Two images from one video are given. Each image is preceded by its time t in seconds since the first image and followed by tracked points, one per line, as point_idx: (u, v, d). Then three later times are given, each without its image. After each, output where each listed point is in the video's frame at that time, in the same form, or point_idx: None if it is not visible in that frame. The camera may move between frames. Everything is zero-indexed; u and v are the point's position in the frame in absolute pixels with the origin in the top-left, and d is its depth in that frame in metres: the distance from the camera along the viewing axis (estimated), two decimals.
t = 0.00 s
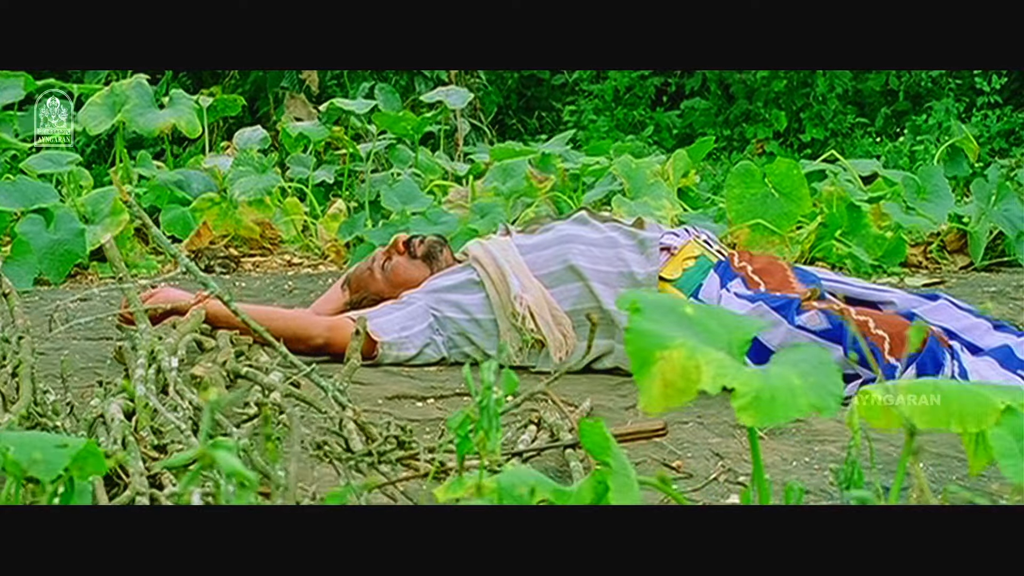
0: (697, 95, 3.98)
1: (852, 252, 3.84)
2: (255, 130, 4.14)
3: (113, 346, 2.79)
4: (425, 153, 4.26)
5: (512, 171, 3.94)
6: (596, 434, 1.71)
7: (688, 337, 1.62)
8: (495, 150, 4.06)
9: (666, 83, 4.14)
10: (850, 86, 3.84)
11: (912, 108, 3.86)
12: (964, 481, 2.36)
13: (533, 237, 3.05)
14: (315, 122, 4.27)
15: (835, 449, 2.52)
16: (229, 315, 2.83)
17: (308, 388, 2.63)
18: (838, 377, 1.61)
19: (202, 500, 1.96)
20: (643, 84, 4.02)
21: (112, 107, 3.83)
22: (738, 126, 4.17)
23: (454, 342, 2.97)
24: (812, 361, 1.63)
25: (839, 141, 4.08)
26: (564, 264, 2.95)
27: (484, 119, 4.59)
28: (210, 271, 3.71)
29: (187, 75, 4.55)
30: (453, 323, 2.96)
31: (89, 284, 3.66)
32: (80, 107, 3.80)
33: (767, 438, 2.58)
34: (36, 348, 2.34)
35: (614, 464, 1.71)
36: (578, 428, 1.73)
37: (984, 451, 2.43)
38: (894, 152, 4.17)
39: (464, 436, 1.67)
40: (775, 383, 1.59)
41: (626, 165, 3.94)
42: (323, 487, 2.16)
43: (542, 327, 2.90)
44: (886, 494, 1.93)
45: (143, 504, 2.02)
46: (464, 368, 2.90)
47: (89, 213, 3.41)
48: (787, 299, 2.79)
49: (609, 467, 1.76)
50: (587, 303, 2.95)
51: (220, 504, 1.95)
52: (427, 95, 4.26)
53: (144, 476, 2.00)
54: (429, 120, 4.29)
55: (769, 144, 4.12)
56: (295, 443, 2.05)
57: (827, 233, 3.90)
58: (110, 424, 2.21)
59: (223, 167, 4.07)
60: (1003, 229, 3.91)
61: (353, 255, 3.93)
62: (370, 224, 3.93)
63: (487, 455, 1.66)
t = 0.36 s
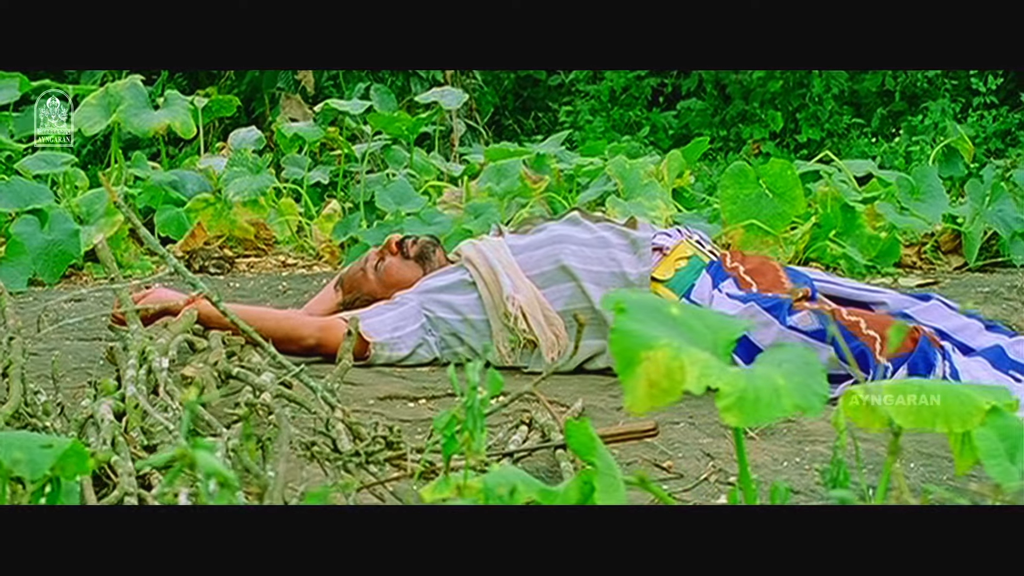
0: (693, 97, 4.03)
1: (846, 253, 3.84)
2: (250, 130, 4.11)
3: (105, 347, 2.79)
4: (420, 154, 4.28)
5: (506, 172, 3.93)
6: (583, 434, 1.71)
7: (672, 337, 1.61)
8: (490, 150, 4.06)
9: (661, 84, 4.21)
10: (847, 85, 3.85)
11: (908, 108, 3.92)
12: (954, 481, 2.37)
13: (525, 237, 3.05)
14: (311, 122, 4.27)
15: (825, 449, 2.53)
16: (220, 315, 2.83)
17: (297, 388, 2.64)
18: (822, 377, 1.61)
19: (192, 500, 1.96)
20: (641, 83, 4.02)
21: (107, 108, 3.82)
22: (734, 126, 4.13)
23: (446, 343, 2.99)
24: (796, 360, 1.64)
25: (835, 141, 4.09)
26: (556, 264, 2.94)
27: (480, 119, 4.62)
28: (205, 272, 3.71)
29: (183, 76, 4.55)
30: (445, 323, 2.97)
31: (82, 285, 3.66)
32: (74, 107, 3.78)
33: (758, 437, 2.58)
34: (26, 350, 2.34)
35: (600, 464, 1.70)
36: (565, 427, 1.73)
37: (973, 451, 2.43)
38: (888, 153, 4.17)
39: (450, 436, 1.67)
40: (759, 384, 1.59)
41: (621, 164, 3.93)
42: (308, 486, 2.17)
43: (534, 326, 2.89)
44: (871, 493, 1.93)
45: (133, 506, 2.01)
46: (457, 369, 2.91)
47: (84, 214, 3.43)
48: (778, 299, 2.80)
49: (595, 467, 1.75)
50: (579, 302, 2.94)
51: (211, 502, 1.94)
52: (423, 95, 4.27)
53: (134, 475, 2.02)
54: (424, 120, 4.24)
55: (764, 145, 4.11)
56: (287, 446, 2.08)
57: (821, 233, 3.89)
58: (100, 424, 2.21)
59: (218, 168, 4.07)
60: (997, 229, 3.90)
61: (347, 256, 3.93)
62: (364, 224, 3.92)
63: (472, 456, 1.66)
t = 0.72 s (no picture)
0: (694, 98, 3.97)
1: (845, 254, 3.83)
2: (250, 133, 4.18)
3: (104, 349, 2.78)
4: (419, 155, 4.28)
5: (504, 173, 3.94)
6: (579, 436, 1.72)
7: (668, 338, 1.62)
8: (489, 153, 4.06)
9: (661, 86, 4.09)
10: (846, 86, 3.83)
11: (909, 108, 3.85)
12: (951, 483, 2.37)
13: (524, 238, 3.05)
14: (310, 125, 4.27)
15: (824, 451, 2.52)
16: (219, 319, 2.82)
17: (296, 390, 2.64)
18: (816, 379, 1.62)
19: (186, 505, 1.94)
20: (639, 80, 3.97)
21: (106, 109, 3.81)
22: (735, 127, 4.10)
23: (445, 345, 2.99)
24: (793, 362, 1.64)
25: (835, 144, 4.08)
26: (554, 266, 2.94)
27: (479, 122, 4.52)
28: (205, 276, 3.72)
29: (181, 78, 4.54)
30: (443, 326, 2.97)
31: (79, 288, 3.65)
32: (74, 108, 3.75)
33: (757, 439, 2.58)
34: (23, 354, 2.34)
35: (597, 465, 1.71)
36: (561, 429, 1.74)
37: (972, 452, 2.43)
38: (889, 155, 4.16)
39: (447, 438, 1.67)
40: (754, 386, 1.59)
41: (620, 166, 3.92)
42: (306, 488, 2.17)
43: (533, 328, 2.90)
44: (866, 496, 1.93)
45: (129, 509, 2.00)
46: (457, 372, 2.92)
47: (82, 215, 3.46)
48: (777, 302, 2.80)
49: (591, 468, 1.76)
50: (577, 304, 2.95)
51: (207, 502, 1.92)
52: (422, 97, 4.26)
53: (130, 477, 2.02)
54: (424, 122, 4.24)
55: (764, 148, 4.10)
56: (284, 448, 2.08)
57: (820, 236, 3.89)
58: (97, 427, 2.20)
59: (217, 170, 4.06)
60: (996, 231, 3.90)
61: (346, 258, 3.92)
62: (362, 226, 3.97)
63: (469, 459, 1.66)
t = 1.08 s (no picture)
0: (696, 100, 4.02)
1: (848, 256, 3.84)
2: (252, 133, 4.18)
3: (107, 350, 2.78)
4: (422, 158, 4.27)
5: (508, 175, 3.97)
6: (582, 437, 1.72)
7: (670, 340, 1.61)
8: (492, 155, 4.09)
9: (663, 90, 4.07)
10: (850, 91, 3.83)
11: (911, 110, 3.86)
12: (954, 485, 2.37)
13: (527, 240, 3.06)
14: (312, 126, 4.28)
15: (827, 453, 2.53)
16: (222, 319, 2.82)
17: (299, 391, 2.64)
18: (819, 381, 1.61)
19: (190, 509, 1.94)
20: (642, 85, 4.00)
21: (109, 111, 3.81)
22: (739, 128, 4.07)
23: (448, 346, 2.99)
24: (796, 364, 1.63)
25: (838, 146, 4.09)
26: (557, 267, 2.94)
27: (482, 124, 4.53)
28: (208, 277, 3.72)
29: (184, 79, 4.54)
30: (446, 327, 2.98)
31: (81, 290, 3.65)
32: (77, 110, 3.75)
33: (760, 441, 2.58)
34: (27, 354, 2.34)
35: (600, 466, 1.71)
36: (564, 431, 1.74)
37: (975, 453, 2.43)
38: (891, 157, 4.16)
39: (450, 440, 1.67)
40: (756, 387, 1.59)
41: (622, 168, 3.91)
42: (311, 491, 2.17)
43: (536, 330, 2.90)
44: (868, 497, 1.94)
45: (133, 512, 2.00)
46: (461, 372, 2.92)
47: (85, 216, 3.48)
48: (780, 304, 2.81)
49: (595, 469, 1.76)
50: (580, 306, 2.94)
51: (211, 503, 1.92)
52: (425, 99, 4.26)
53: (133, 479, 2.03)
54: (428, 123, 4.25)
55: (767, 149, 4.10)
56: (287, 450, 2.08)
57: (823, 237, 3.88)
58: (101, 429, 2.20)
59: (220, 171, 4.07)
60: (1000, 233, 3.89)
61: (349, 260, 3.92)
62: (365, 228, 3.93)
63: (472, 460, 1.66)
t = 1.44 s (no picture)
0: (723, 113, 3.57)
1: (855, 263, 3.84)
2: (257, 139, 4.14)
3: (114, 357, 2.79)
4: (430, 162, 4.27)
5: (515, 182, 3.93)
6: (590, 444, 1.70)
7: (678, 347, 1.56)
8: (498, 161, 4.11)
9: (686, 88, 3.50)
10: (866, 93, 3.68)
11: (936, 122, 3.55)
12: (961, 491, 2.37)
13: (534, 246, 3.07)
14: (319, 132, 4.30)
15: (833, 460, 2.53)
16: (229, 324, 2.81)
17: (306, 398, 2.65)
18: (827, 387, 1.57)
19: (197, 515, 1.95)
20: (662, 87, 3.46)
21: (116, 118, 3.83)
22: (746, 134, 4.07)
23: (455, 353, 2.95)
24: (802, 371, 1.59)
25: (845, 152, 4.10)
26: (564, 273, 2.95)
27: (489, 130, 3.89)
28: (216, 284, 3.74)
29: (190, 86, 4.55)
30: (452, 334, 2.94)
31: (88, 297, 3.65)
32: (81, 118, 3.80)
33: (766, 448, 2.58)
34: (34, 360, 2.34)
35: (607, 473, 1.69)
36: (571, 437, 1.73)
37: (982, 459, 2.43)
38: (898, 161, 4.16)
39: (456, 446, 1.67)
40: (765, 393, 1.54)
41: (629, 174, 3.91)
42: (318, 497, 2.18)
43: (542, 336, 2.91)
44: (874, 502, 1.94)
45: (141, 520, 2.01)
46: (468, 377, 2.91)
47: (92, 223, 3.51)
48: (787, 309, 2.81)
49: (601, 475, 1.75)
50: (588, 311, 2.95)
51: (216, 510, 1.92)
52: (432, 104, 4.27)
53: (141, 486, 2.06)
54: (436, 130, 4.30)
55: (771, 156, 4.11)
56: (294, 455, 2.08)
57: (831, 242, 3.86)
58: (108, 436, 2.20)
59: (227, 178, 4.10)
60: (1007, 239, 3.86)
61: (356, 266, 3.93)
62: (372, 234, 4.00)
63: (479, 466, 1.66)
